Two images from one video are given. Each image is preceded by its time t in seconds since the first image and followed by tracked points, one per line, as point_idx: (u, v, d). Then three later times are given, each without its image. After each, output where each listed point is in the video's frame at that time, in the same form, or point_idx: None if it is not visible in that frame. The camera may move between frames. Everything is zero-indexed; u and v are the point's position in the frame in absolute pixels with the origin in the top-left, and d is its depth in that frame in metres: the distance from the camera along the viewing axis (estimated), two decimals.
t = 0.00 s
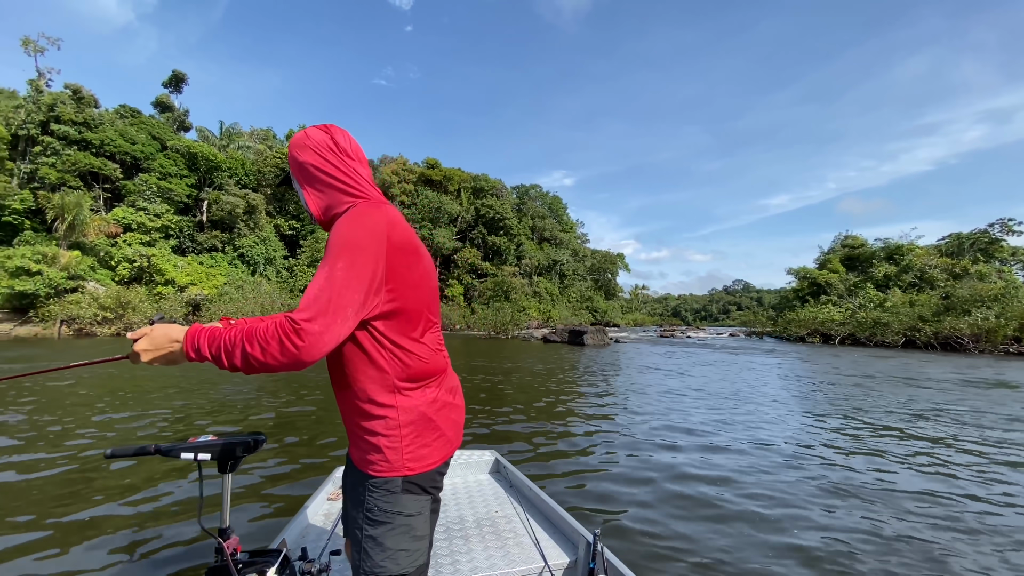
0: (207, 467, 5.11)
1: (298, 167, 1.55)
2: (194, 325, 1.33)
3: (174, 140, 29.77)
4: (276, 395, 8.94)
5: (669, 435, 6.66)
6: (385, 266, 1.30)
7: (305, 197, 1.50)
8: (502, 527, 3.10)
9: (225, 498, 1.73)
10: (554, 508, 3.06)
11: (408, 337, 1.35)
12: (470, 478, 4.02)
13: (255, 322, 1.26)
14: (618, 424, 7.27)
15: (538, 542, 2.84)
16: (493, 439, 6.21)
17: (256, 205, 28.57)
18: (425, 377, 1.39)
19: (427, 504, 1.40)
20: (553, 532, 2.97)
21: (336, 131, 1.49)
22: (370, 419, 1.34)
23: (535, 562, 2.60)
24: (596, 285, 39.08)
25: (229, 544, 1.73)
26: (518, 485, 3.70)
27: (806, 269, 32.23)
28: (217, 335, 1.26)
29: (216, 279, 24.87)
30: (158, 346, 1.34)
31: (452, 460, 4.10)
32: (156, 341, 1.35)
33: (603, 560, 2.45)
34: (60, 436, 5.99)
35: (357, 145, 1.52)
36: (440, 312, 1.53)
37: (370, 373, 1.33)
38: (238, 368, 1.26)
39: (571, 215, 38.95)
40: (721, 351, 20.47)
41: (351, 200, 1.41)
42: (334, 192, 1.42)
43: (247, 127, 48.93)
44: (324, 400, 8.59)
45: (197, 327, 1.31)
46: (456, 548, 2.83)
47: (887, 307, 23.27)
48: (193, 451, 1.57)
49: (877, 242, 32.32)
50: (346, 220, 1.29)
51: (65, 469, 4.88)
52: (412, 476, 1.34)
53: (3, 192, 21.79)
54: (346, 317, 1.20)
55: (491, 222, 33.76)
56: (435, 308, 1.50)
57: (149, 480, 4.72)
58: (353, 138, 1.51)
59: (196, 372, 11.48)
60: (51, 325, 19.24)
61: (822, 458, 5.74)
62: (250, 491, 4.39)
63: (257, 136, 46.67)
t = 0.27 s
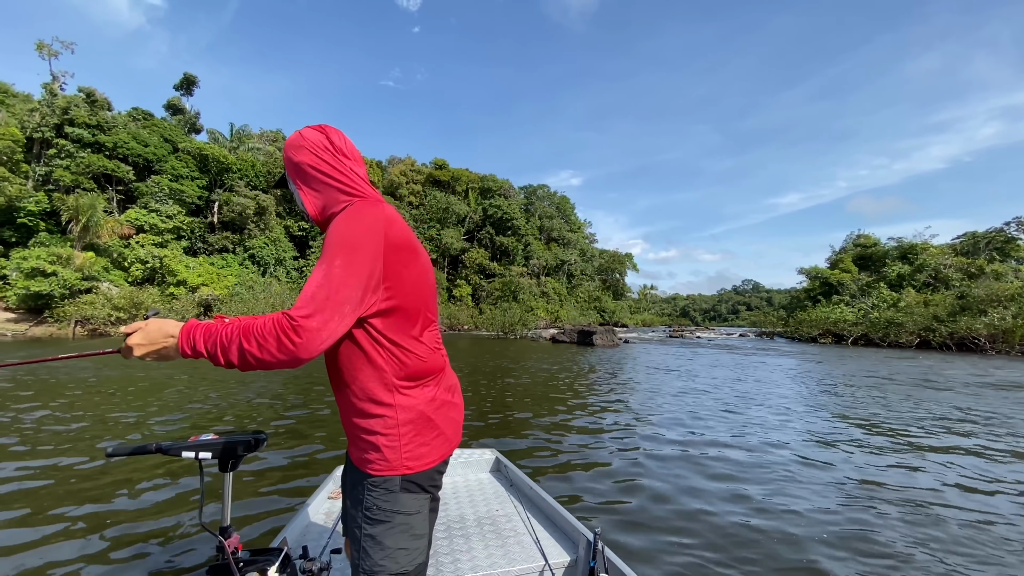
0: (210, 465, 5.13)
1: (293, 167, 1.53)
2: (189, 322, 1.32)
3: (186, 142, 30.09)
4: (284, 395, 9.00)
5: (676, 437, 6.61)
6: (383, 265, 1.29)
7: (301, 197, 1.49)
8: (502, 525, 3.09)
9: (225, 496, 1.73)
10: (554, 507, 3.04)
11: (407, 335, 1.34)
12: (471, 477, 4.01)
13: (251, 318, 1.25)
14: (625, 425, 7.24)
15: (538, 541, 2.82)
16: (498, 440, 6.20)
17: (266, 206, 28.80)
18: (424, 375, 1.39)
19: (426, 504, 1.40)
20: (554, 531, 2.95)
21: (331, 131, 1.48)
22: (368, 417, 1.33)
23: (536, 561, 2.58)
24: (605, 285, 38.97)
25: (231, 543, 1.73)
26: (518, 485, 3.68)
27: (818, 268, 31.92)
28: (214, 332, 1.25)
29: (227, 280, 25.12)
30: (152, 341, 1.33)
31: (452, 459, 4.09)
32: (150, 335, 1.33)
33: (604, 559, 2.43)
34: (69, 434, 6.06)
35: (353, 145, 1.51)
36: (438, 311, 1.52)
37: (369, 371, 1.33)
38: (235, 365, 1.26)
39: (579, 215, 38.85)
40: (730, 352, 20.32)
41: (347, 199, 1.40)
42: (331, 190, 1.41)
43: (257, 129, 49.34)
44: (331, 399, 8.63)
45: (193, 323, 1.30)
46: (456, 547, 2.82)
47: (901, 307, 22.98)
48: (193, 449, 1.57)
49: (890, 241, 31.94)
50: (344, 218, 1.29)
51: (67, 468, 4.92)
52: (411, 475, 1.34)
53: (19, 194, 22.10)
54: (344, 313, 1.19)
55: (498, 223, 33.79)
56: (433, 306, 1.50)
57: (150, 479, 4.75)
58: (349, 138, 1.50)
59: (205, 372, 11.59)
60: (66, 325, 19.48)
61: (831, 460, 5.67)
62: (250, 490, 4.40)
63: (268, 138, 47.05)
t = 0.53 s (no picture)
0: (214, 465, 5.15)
1: (283, 170, 1.53)
2: (187, 324, 1.31)
3: (197, 144, 30.40)
4: (292, 395, 9.05)
5: (683, 438, 6.57)
6: (378, 263, 1.29)
7: (292, 201, 1.48)
8: (503, 524, 3.08)
9: (226, 495, 1.73)
10: (555, 506, 3.02)
11: (403, 333, 1.34)
12: (471, 476, 4.00)
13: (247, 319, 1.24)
14: (631, 426, 7.20)
15: (539, 540, 2.80)
16: (503, 441, 6.19)
17: (276, 207, 29.02)
18: (423, 374, 1.38)
19: (426, 502, 1.39)
20: (555, 530, 2.93)
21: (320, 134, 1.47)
22: (367, 416, 1.33)
23: (536, 560, 2.57)
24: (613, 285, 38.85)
25: (232, 542, 1.73)
26: (519, 483, 3.68)
27: (830, 268, 31.60)
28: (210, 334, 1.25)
29: (238, 280, 25.36)
30: (148, 343, 1.32)
31: (452, 458, 4.08)
32: (144, 337, 1.32)
33: (605, 558, 2.41)
34: (80, 433, 6.12)
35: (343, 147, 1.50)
36: (435, 310, 1.52)
37: (368, 371, 1.32)
38: (232, 366, 1.25)
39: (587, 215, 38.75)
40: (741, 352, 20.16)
41: (339, 200, 1.39)
42: (321, 193, 1.40)
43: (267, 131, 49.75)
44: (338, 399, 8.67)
45: (189, 326, 1.29)
46: (457, 546, 2.81)
47: (916, 307, 22.68)
48: (195, 449, 1.57)
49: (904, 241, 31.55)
50: (337, 219, 1.28)
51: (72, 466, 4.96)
52: (411, 474, 1.33)
53: (35, 196, 22.44)
54: (340, 311, 1.19)
55: (506, 223, 33.82)
56: (430, 306, 1.49)
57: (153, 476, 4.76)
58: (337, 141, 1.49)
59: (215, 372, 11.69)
60: (81, 325, 19.75)
61: (840, 463, 5.61)
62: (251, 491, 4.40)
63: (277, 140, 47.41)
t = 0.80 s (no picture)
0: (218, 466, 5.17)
1: (277, 173, 1.52)
2: (179, 323, 1.29)
3: (208, 147, 30.72)
4: (300, 394, 9.11)
5: (690, 439, 6.52)
6: (372, 263, 1.28)
7: (285, 203, 1.48)
8: (504, 524, 3.06)
9: (226, 496, 1.73)
10: (556, 506, 3.01)
11: (400, 333, 1.33)
12: (471, 476, 3.99)
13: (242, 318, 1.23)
14: (638, 427, 7.16)
15: (540, 540, 2.79)
16: (508, 442, 6.18)
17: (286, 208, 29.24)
18: (420, 373, 1.38)
19: (426, 501, 1.39)
20: (557, 530, 2.92)
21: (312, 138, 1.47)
22: (365, 415, 1.32)
23: (538, 560, 2.56)
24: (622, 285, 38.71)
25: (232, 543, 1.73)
26: (519, 483, 3.66)
27: (842, 267, 31.25)
28: (201, 333, 1.23)
29: (249, 281, 25.59)
30: (138, 344, 1.29)
31: (452, 458, 4.07)
32: (133, 335, 1.30)
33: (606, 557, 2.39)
34: (89, 433, 6.17)
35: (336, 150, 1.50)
36: (430, 311, 1.51)
37: (364, 370, 1.31)
38: (227, 366, 1.24)
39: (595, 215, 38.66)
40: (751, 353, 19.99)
41: (332, 201, 1.39)
42: (314, 194, 1.39)
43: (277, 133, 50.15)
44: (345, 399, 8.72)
45: (181, 325, 1.28)
46: (458, 546, 2.80)
47: (931, 307, 22.36)
48: (195, 450, 1.57)
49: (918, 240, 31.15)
50: (330, 218, 1.28)
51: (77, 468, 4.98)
52: (409, 473, 1.33)
53: (50, 198, 22.77)
54: (335, 310, 1.18)
55: (514, 223, 33.83)
56: (425, 306, 1.49)
57: (156, 478, 4.77)
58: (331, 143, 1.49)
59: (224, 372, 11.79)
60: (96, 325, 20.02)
61: (850, 465, 5.54)
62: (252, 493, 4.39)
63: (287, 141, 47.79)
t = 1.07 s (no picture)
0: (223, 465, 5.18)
1: (276, 176, 1.52)
2: (186, 334, 1.29)
3: (219, 148, 31.00)
4: (308, 394, 9.15)
5: (698, 441, 6.46)
6: (369, 266, 1.27)
7: (284, 207, 1.47)
8: (506, 525, 3.05)
9: (229, 498, 1.74)
10: (558, 506, 2.99)
11: (399, 334, 1.32)
12: (473, 476, 3.98)
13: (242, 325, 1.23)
14: (646, 428, 7.11)
15: (542, 540, 2.78)
16: (514, 443, 6.16)
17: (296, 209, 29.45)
18: (420, 375, 1.37)
19: (427, 503, 1.38)
20: (559, 530, 2.90)
21: (310, 138, 1.46)
22: (365, 417, 1.31)
23: (540, 560, 2.55)
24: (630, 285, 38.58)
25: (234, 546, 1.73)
26: (521, 483, 3.65)
27: (855, 267, 30.90)
28: (204, 341, 1.23)
29: (260, 282, 25.82)
30: (147, 355, 1.29)
31: (454, 459, 4.06)
32: (150, 347, 1.29)
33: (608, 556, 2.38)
34: (100, 431, 6.21)
35: (334, 152, 1.49)
36: (430, 311, 1.50)
37: (365, 373, 1.31)
38: (229, 374, 1.23)
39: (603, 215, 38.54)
40: (762, 354, 19.82)
41: (329, 204, 1.38)
42: (312, 197, 1.39)
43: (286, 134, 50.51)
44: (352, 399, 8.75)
45: (187, 336, 1.27)
46: (460, 547, 2.79)
47: (946, 307, 22.04)
48: (197, 453, 1.57)
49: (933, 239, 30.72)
50: (326, 222, 1.27)
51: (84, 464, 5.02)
52: (411, 474, 1.32)
53: (65, 200, 23.11)
54: (331, 314, 1.17)
55: (522, 223, 33.83)
56: (425, 307, 1.48)
57: (160, 477, 4.77)
58: (329, 145, 1.48)
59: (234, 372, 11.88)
60: (110, 325, 20.27)
61: (860, 467, 5.48)
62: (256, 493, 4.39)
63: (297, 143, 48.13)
